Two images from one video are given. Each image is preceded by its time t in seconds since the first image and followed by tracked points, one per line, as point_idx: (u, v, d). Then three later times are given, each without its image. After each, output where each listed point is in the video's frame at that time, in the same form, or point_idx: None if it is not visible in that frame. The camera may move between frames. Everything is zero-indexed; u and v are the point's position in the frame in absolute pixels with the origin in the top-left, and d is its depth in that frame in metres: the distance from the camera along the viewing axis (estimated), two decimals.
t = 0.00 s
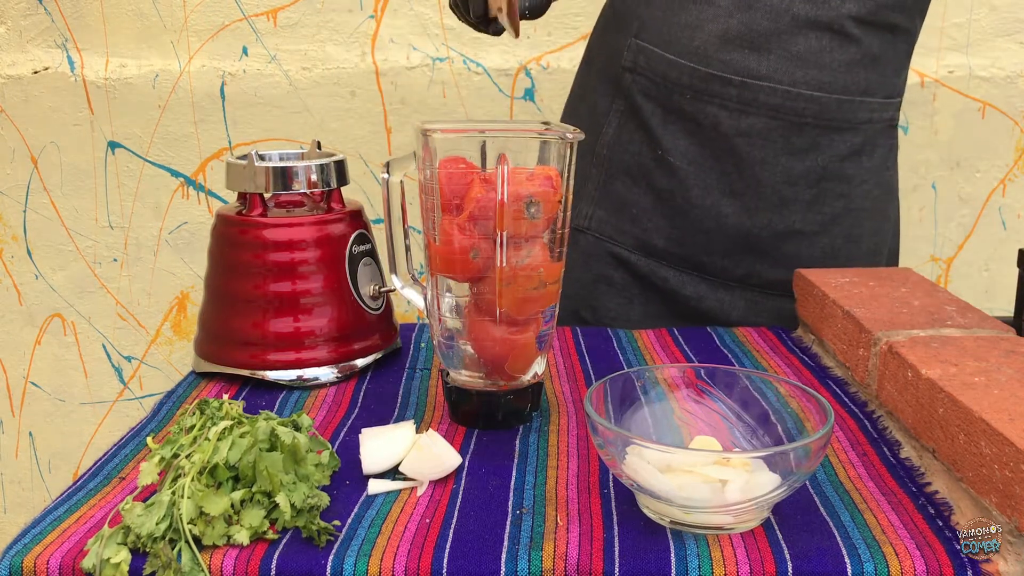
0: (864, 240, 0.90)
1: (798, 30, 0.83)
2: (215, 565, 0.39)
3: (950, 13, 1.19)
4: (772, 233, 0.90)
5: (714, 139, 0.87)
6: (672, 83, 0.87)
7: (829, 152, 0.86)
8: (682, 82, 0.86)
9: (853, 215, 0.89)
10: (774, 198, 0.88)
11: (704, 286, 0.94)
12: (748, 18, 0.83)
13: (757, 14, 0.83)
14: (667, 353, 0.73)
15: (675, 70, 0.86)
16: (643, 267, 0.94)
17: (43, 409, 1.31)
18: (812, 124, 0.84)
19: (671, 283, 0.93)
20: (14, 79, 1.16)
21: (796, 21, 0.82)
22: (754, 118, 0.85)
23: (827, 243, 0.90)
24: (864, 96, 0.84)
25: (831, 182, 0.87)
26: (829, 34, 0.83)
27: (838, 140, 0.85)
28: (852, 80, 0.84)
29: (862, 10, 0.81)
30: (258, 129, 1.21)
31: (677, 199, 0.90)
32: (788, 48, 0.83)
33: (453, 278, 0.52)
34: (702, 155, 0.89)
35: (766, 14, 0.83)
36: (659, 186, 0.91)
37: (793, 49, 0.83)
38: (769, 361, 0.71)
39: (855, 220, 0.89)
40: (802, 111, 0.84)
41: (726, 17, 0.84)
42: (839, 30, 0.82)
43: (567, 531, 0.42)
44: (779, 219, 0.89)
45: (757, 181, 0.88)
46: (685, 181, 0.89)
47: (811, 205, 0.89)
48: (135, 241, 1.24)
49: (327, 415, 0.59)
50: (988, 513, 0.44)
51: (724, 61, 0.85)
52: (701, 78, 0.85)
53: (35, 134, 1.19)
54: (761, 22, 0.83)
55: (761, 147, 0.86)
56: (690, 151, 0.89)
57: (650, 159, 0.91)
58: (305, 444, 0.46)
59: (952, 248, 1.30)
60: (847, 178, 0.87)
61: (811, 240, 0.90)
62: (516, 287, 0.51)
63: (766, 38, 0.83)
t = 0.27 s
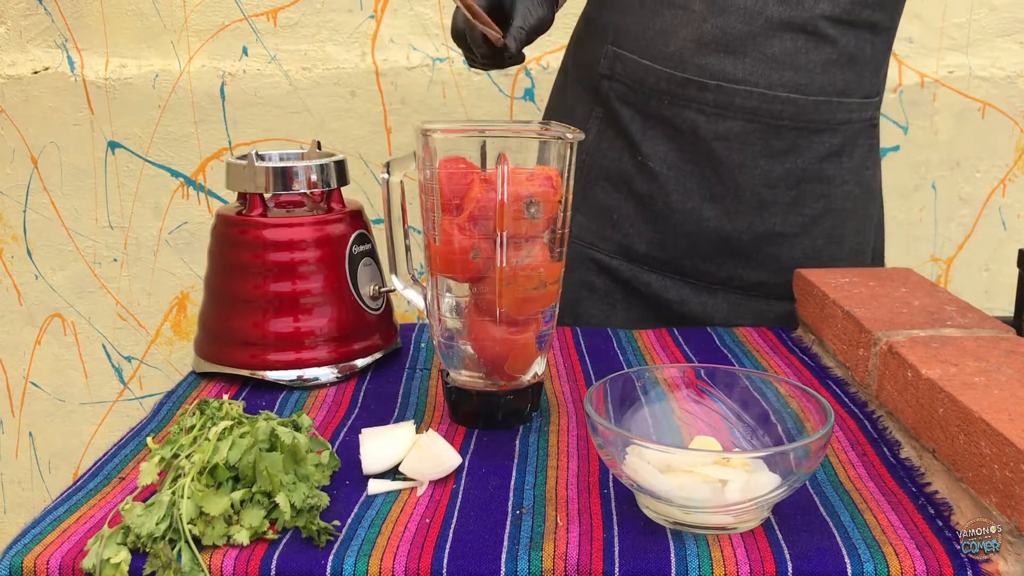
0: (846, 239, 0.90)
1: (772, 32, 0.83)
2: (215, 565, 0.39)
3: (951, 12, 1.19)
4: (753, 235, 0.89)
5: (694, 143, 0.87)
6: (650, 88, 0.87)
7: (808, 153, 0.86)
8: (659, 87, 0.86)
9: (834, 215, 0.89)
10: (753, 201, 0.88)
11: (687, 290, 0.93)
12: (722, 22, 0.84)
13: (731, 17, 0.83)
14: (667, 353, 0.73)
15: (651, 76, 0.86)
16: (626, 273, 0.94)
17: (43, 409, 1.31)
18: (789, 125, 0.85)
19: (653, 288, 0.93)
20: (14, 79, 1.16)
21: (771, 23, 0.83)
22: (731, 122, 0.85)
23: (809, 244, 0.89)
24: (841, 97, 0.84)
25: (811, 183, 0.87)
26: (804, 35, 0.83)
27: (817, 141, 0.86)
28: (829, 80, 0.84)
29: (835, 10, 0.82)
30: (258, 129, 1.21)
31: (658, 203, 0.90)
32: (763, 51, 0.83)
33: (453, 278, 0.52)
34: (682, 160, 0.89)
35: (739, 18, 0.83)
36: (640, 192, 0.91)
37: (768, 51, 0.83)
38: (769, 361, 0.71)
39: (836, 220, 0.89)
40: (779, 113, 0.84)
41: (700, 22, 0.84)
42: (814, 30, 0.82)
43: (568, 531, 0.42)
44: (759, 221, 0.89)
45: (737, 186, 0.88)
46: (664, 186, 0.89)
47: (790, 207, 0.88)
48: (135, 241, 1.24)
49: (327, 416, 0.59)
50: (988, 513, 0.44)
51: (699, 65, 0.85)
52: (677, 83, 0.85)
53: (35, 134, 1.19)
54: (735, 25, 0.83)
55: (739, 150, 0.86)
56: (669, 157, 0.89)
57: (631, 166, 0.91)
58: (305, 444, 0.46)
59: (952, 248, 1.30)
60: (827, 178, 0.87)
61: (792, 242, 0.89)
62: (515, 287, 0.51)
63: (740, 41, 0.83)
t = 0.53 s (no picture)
0: (788, 239, 0.90)
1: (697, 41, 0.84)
2: (215, 565, 0.39)
3: (951, 12, 1.19)
4: (695, 246, 0.89)
5: (628, 159, 0.88)
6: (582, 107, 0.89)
7: (743, 158, 0.87)
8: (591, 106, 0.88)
9: (774, 218, 0.89)
10: (693, 212, 0.88)
11: (635, 307, 0.91)
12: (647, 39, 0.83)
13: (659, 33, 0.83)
14: (667, 353, 0.73)
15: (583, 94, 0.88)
16: (573, 296, 0.92)
17: (43, 409, 1.31)
18: (721, 132, 0.86)
19: (602, 308, 0.91)
20: (14, 79, 1.16)
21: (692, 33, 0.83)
22: (665, 135, 0.86)
23: (751, 249, 0.89)
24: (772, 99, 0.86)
25: (749, 188, 0.88)
26: (727, 41, 0.84)
27: (749, 145, 0.87)
28: (759, 83, 0.86)
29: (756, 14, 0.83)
30: (258, 129, 1.21)
31: (598, 224, 0.91)
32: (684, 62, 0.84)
33: (453, 278, 0.52)
34: (617, 178, 0.90)
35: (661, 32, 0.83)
36: (579, 213, 0.92)
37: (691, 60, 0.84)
38: (769, 361, 0.71)
39: (776, 223, 0.90)
40: (711, 123, 0.86)
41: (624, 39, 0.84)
42: (737, 35, 0.84)
43: (568, 531, 0.42)
44: (700, 231, 0.89)
45: (675, 198, 0.88)
46: (604, 205, 0.90)
47: (731, 214, 0.89)
48: (135, 241, 1.24)
49: (328, 416, 0.59)
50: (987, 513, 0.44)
51: (628, 80, 0.86)
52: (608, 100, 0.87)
53: (35, 134, 1.19)
54: (658, 39, 0.84)
55: (674, 163, 0.87)
56: (606, 175, 0.90)
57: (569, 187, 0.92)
58: (305, 444, 0.46)
59: (952, 248, 1.30)
60: (763, 182, 0.88)
61: (735, 248, 0.89)
62: (516, 287, 0.51)
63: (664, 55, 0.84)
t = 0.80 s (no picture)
0: (697, 229, 0.90)
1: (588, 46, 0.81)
2: (215, 565, 0.39)
3: (951, 12, 1.19)
4: (601, 247, 0.87)
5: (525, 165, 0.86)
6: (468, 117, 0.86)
7: (636, 151, 0.85)
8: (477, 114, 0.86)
9: (678, 210, 0.88)
10: (595, 214, 0.87)
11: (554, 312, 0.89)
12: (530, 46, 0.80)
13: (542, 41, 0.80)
14: (667, 353, 0.73)
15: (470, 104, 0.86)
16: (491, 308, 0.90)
17: (43, 409, 1.31)
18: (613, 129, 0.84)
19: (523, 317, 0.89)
20: (14, 79, 1.16)
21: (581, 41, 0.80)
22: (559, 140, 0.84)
23: (659, 244, 0.88)
24: (660, 91, 0.85)
25: (646, 182, 0.87)
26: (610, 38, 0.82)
27: (642, 139, 0.85)
28: (646, 77, 0.84)
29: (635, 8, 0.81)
30: (258, 129, 1.21)
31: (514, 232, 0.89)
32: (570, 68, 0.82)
33: (453, 278, 0.52)
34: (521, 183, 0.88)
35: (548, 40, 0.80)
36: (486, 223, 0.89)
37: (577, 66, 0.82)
38: (769, 361, 0.71)
39: (678, 212, 0.88)
40: (601, 121, 0.84)
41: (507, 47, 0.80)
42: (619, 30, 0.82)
43: (568, 531, 0.42)
44: (602, 233, 0.87)
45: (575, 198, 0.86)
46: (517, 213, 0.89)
47: (632, 211, 0.87)
48: (135, 241, 1.24)
49: (328, 416, 0.59)
50: (988, 513, 0.44)
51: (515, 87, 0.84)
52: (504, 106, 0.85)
53: (35, 134, 1.19)
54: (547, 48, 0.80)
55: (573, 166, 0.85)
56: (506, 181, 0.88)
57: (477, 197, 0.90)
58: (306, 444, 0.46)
59: (952, 248, 1.30)
60: (661, 174, 0.87)
61: (642, 246, 0.88)
62: (516, 287, 0.51)
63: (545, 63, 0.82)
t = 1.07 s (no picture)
0: (691, 246, 0.88)
1: (578, 89, 0.75)
2: (215, 565, 0.39)
3: (951, 12, 1.19)
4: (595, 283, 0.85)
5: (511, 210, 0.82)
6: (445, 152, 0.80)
7: (629, 187, 0.82)
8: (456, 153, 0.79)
9: (671, 232, 0.87)
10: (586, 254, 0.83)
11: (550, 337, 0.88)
12: (513, 96, 0.74)
13: (523, 89, 0.74)
14: (667, 353, 0.73)
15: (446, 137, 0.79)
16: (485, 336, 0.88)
17: (43, 409, 1.31)
18: (605, 175, 0.80)
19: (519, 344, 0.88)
20: (14, 79, 1.16)
21: (570, 84, 0.74)
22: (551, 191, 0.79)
23: (653, 268, 0.87)
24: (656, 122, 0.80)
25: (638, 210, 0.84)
26: (606, 81, 0.76)
27: (633, 174, 0.81)
28: (642, 112, 0.78)
29: (630, 45, 0.75)
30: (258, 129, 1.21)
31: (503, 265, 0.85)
32: (565, 115, 0.76)
33: (453, 278, 0.52)
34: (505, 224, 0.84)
35: (532, 88, 0.74)
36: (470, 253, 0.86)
37: (569, 110, 0.76)
38: (769, 361, 0.71)
39: (672, 236, 0.87)
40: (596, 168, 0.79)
41: (490, 97, 0.74)
42: (615, 72, 0.75)
43: (568, 531, 0.42)
44: (596, 270, 0.84)
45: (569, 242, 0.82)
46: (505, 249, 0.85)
47: (625, 242, 0.84)
48: (135, 241, 1.24)
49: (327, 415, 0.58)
50: (988, 513, 0.44)
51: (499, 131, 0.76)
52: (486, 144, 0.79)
53: (35, 134, 1.19)
54: (532, 96, 0.74)
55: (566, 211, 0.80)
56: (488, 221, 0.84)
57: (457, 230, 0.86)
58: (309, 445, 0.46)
59: (952, 248, 1.30)
60: (652, 201, 0.84)
61: (637, 274, 0.86)
62: (516, 287, 0.51)
63: (538, 111, 0.75)
